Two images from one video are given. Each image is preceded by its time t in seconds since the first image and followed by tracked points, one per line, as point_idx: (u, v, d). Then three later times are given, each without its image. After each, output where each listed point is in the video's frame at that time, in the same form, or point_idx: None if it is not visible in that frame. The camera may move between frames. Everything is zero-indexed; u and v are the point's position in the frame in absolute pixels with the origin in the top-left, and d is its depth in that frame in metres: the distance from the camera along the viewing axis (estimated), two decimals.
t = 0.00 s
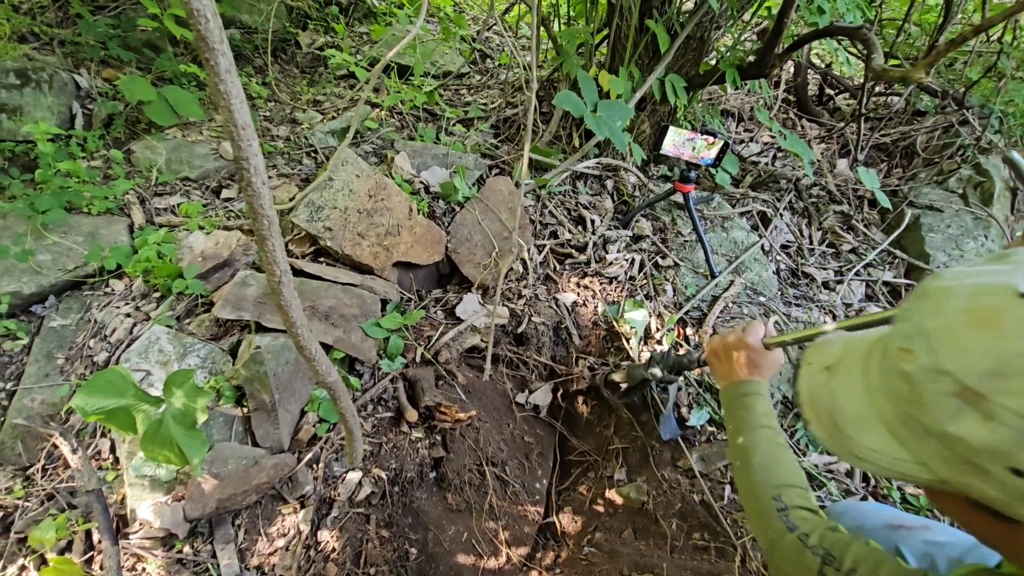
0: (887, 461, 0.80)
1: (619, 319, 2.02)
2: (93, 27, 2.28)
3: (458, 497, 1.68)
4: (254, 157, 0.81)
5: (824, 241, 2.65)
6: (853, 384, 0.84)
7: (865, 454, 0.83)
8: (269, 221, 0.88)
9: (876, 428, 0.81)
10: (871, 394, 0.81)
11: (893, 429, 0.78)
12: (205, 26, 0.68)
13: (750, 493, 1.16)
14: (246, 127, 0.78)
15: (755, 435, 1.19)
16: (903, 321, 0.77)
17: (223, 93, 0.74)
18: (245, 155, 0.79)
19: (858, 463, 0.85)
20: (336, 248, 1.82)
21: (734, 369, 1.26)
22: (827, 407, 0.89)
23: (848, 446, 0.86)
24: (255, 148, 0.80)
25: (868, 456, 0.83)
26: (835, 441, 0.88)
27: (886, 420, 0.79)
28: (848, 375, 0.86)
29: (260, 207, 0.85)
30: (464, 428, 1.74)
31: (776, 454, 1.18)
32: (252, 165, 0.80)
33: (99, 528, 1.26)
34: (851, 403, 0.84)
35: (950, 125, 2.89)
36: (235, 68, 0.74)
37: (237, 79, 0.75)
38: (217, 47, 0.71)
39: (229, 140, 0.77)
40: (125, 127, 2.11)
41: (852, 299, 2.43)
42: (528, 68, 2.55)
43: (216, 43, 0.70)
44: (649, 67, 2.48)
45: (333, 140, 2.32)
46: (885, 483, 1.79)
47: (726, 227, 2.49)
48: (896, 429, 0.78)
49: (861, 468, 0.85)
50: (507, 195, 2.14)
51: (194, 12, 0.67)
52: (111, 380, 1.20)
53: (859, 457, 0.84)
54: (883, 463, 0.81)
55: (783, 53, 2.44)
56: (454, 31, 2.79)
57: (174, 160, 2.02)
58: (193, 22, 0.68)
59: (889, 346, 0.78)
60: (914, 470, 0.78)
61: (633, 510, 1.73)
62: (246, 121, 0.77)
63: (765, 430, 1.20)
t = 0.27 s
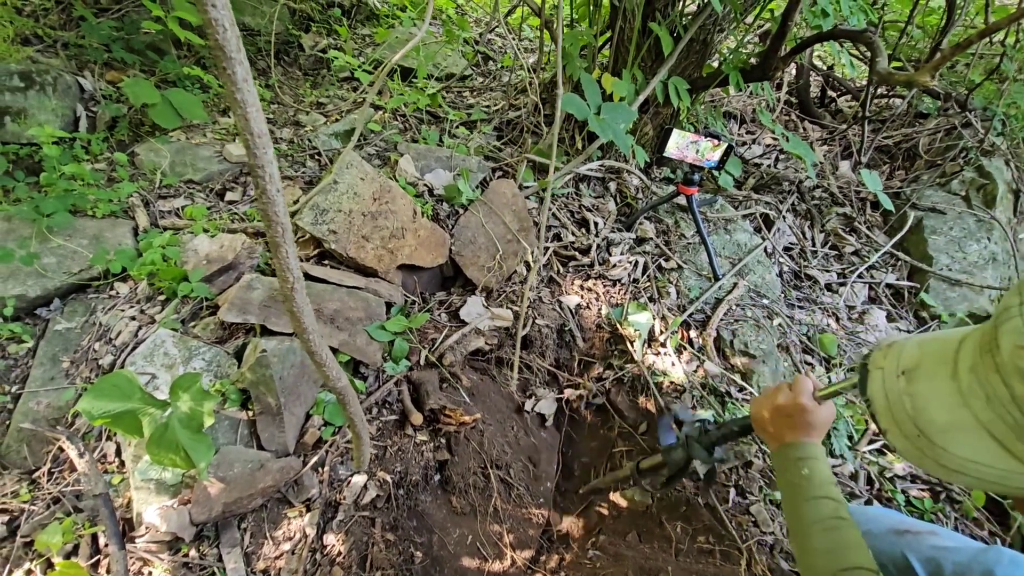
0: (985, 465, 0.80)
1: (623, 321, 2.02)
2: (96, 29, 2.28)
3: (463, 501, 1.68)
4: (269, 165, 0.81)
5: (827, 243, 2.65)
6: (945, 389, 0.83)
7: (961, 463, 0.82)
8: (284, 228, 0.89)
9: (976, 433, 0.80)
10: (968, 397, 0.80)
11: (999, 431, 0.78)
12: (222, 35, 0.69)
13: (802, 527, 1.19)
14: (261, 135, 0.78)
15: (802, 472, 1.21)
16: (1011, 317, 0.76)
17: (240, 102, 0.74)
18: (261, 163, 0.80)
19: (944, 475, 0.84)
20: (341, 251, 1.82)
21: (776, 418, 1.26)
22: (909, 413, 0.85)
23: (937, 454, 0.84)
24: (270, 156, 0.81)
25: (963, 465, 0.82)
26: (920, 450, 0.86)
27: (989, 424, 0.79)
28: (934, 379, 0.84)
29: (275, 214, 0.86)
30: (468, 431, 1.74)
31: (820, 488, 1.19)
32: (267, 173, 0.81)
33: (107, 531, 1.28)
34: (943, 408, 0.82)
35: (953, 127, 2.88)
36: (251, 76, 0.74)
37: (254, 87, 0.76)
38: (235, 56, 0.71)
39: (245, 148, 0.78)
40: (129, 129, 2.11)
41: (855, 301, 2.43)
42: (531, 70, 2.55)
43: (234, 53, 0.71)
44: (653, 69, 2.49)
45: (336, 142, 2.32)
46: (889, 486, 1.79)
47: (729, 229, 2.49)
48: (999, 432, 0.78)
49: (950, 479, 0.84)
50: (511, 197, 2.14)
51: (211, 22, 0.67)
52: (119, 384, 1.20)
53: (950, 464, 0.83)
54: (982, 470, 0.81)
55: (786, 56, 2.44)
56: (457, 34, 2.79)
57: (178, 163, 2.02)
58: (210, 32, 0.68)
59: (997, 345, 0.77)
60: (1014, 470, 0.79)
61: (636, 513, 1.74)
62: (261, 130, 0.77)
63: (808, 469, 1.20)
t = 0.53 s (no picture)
0: (932, 442, 0.83)
1: (624, 323, 2.03)
2: (99, 32, 2.29)
3: (465, 502, 1.68)
4: (274, 169, 0.82)
5: (828, 245, 2.65)
6: (887, 371, 0.88)
7: (909, 441, 0.85)
8: (287, 232, 0.89)
9: (918, 412, 0.84)
10: (907, 376, 0.85)
11: (935, 406, 0.82)
12: (228, 41, 0.69)
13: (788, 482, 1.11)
14: (266, 140, 0.79)
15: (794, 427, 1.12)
16: (938, 302, 0.81)
17: (246, 107, 0.75)
18: (265, 167, 0.80)
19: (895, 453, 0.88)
20: (342, 253, 1.83)
21: (775, 370, 1.15)
22: (864, 396, 0.91)
23: (889, 434, 0.87)
24: (275, 160, 0.81)
25: (908, 442, 0.85)
26: (876, 432, 0.90)
27: (929, 401, 0.82)
28: (879, 365, 0.90)
29: (280, 217, 0.87)
30: (469, 433, 1.74)
31: (812, 446, 1.10)
32: (271, 177, 0.82)
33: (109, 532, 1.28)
34: (886, 390, 0.88)
35: (953, 128, 2.90)
36: (257, 81, 0.75)
37: (259, 92, 0.76)
38: (240, 62, 0.72)
39: (250, 152, 0.78)
40: (131, 131, 2.12)
41: (855, 302, 2.44)
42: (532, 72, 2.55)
43: (240, 59, 0.71)
44: (653, 71, 2.49)
45: (337, 144, 2.33)
46: (890, 488, 1.79)
47: (730, 230, 2.49)
48: (941, 409, 0.81)
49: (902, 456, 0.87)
50: (512, 199, 2.14)
51: (218, 28, 0.68)
52: (122, 386, 1.21)
53: (899, 442, 0.87)
54: (927, 448, 0.83)
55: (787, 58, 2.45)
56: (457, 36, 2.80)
57: (181, 165, 2.03)
58: (217, 38, 0.69)
59: (927, 328, 0.83)
60: (957, 444, 0.81)
61: (638, 515, 1.73)
62: (267, 134, 0.78)
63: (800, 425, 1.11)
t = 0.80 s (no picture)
0: (838, 406, 0.92)
1: (623, 324, 2.03)
2: (99, 33, 2.30)
3: (462, 503, 1.69)
4: (268, 170, 0.82)
5: (827, 246, 2.65)
6: (801, 348, 0.99)
7: (819, 407, 0.94)
8: (282, 232, 0.90)
9: (826, 380, 0.94)
10: (816, 351, 0.96)
11: (837, 373, 0.92)
12: (222, 43, 0.70)
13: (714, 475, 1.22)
14: (261, 141, 0.79)
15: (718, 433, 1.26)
16: (832, 287, 0.94)
17: (239, 109, 0.75)
18: (260, 168, 0.81)
19: (812, 420, 0.97)
20: (341, 254, 1.83)
21: (704, 391, 1.33)
22: (784, 373, 1.01)
23: (805, 403, 0.96)
24: (269, 162, 0.82)
25: (820, 409, 0.94)
26: (794, 403, 0.99)
27: (833, 371, 0.93)
28: (795, 343, 1.01)
29: (274, 218, 0.87)
30: (468, 433, 1.74)
31: (733, 447, 1.24)
32: (266, 178, 0.82)
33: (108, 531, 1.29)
34: (801, 365, 0.98)
35: (953, 129, 2.89)
36: (250, 83, 0.75)
37: (253, 94, 0.77)
38: (234, 63, 0.72)
39: (244, 153, 0.79)
40: (131, 133, 2.13)
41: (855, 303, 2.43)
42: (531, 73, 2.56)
43: (233, 60, 0.72)
44: (652, 73, 2.50)
45: (337, 146, 2.33)
46: (888, 489, 1.79)
47: (729, 231, 2.49)
48: (842, 375, 0.91)
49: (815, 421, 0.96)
50: (511, 200, 2.14)
51: (211, 30, 0.68)
52: (120, 386, 1.21)
53: (813, 410, 0.96)
54: (835, 411, 0.93)
55: (785, 59, 2.45)
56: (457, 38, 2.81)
57: (180, 166, 2.04)
58: (211, 40, 0.69)
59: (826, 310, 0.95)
60: (860, 405, 0.90)
61: (636, 516, 1.73)
62: (261, 135, 0.78)
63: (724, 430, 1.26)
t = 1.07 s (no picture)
0: (945, 365, 0.80)
1: (624, 325, 2.02)
2: (101, 34, 2.31)
3: (463, 503, 1.69)
4: (270, 170, 0.82)
5: (828, 247, 2.65)
6: (895, 307, 0.87)
7: (927, 366, 0.82)
8: (283, 233, 0.90)
9: (930, 336, 0.82)
10: (916, 307, 0.84)
11: (947, 329, 0.80)
12: (224, 43, 0.70)
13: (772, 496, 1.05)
14: (262, 140, 0.79)
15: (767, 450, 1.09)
16: (940, 232, 0.83)
17: (241, 108, 0.75)
18: (261, 168, 0.81)
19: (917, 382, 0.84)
20: (342, 254, 1.83)
21: (740, 400, 1.17)
22: (878, 334, 0.89)
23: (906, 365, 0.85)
24: (271, 161, 0.82)
25: (927, 368, 0.82)
26: (892, 365, 0.87)
27: (941, 323, 0.81)
28: (886, 302, 0.88)
29: (275, 218, 0.87)
30: (469, 434, 1.74)
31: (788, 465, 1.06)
32: (267, 177, 0.82)
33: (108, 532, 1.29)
34: (899, 322, 0.86)
35: (954, 131, 2.89)
36: (252, 82, 0.75)
37: (255, 94, 0.77)
38: (236, 63, 0.72)
39: (246, 153, 0.79)
40: (133, 133, 2.13)
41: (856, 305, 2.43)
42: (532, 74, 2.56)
43: (235, 60, 0.72)
44: (653, 74, 2.50)
45: (338, 146, 2.33)
46: (889, 491, 1.79)
47: (730, 232, 2.49)
48: (952, 331, 0.80)
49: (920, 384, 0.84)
50: (512, 201, 2.15)
51: (214, 30, 0.68)
52: (121, 386, 1.21)
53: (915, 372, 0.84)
54: (945, 370, 0.81)
55: (786, 60, 2.45)
56: (458, 39, 2.81)
57: (182, 167, 2.04)
58: (212, 39, 0.69)
59: (933, 258, 0.83)
60: (970, 364, 0.79)
61: (637, 517, 1.73)
62: (262, 135, 0.79)
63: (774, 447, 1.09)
